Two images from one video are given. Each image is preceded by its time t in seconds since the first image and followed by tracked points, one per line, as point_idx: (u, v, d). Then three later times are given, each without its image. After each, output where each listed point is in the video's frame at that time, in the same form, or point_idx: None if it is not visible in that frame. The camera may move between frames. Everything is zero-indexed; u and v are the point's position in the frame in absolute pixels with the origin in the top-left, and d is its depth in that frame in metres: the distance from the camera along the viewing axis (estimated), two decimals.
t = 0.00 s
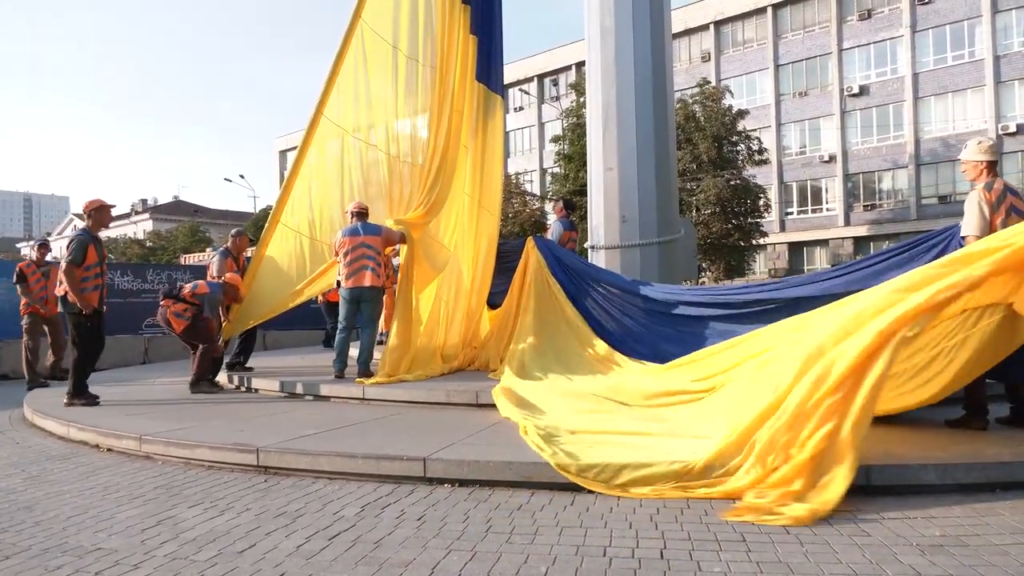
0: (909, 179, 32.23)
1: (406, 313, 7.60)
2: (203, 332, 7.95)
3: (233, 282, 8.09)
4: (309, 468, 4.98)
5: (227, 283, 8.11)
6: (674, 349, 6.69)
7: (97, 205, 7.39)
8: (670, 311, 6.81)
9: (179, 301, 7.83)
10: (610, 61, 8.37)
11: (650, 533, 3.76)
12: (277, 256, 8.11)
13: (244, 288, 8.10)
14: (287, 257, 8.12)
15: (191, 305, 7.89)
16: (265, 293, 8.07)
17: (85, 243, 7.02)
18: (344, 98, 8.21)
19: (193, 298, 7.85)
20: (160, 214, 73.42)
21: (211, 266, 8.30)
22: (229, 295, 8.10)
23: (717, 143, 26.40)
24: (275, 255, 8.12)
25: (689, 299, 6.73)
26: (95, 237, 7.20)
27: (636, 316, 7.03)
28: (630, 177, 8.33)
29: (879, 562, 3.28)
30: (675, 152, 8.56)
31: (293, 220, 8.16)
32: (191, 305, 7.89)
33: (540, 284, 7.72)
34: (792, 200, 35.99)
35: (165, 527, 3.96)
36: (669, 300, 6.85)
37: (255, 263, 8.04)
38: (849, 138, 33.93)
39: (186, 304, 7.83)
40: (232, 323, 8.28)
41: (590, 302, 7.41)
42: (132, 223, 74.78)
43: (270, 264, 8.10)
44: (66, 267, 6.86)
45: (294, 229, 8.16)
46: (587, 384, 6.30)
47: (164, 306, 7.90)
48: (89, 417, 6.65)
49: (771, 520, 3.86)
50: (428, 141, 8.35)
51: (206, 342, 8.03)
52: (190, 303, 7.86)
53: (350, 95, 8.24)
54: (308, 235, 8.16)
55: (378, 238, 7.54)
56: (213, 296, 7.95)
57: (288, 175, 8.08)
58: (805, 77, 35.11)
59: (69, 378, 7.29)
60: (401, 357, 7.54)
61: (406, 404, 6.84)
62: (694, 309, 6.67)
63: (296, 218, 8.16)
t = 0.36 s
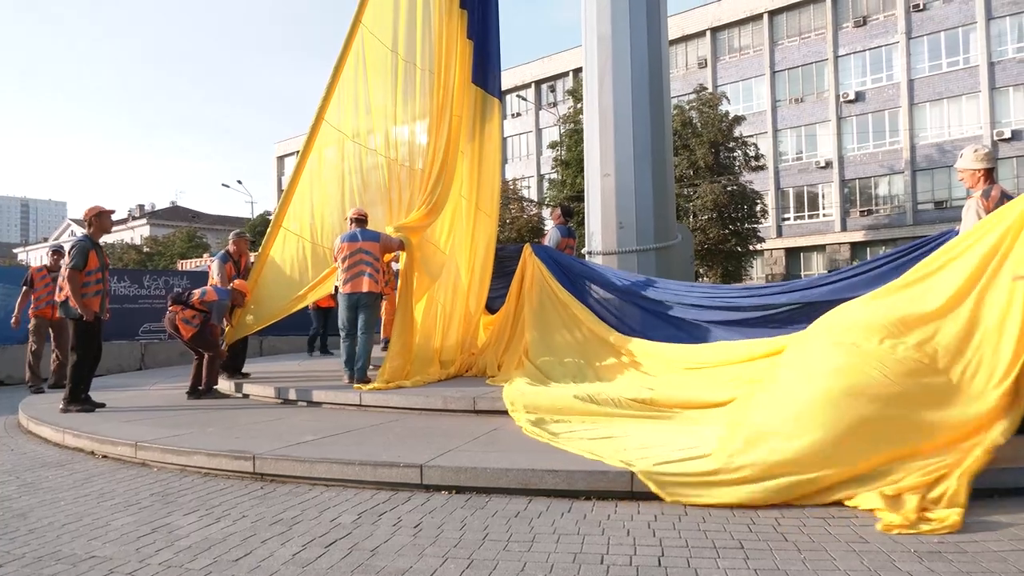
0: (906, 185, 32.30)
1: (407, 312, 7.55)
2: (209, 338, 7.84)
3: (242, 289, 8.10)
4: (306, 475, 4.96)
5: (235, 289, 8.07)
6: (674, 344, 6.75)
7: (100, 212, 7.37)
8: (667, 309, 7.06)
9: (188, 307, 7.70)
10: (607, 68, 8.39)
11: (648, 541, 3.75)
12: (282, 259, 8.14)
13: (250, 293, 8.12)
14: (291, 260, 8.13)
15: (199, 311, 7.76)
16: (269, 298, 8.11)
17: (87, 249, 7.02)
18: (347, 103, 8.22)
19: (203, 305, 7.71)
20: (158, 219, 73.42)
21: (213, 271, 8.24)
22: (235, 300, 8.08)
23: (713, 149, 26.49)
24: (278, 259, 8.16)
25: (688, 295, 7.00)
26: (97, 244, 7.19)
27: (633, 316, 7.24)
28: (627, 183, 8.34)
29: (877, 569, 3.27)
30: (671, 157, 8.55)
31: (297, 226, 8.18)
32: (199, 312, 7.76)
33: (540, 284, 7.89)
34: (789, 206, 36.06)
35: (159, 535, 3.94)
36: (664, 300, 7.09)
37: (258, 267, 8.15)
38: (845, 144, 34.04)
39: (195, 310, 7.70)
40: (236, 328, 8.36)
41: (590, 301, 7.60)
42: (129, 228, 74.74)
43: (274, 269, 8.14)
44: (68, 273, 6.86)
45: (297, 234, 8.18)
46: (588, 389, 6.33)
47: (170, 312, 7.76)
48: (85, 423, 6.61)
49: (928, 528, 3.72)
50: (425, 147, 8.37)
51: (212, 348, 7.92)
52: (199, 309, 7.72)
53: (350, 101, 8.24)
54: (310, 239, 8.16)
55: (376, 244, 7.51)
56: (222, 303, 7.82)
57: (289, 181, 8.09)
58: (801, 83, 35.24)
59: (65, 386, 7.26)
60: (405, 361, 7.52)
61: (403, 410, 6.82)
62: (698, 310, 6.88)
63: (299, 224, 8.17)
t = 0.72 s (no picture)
0: (901, 202, 32.45)
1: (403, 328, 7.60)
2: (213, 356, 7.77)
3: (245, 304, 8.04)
4: (302, 494, 4.92)
5: (238, 306, 7.99)
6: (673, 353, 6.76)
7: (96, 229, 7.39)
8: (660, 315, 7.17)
9: (192, 324, 7.64)
10: (603, 85, 8.46)
11: (645, 560, 3.72)
12: (282, 275, 8.13)
13: (252, 309, 8.09)
14: (291, 275, 8.13)
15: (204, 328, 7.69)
16: (271, 313, 8.09)
17: (85, 265, 7.00)
18: (350, 119, 8.24)
19: (208, 322, 7.64)
20: (156, 235, 73.56)
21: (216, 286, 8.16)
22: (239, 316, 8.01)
23: (710, 165, 26.64)
24: (279, 275, 8.15)
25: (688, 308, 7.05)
26: (94, 260, 7.19)
27: (630, 329, 7.27)
28: (624, 199, 8.37)
29: None
30: (668, 173, 8.59)
31: (298, 241, 8.18)
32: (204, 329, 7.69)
33: (538, 298, 7.89)
34: (785, 222, 36.18)
35: (154, 554, 3.91)
36: (664, 312, 7.17)
37: (259, 284, 8.11)
38: (841, 161, 34.23)
39: (199, 327, 7.64)
40: (238, 342, 8.29)
41: (588, 314, 7.63)
42: (126, 244, 74.73)
43: (274, 287, 8.12)
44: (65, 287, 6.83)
45: (299, 248, 8.18)
46: (586, 407, 6.37)
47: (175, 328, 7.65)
48: (80, 441, 6.58)
49: (997, 539, 3.78)
50: (423, 163, 8.45)
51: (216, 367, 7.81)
52: (204, 326, 7.66)
53: (352, 117, 8.26)
54: (312, 253, 8.18)
55: (370, 261, 7.50)
56: (226, 320, 7.74)
57: (293, 196, 8.09)
58: (797, 101, 35.49)
59: (60, 403, 7.21)
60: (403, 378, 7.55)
61: (400, 427, 6.78)
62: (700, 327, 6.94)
63: (301, 239, 8.19)
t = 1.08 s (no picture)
0: (896, 219, 32.60)
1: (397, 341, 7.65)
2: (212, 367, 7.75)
3: (243, 316, 8.05)
4: (296, 512, 4.88)
5: (235, 318, 7.99)
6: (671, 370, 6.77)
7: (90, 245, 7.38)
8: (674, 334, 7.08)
9: (189, 336, 7.62)
10: (600, 101, 8.49)
11: None
12: (284, 288, 8.12)
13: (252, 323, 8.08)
14: (290, 289, 8.13)
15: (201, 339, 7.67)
16: (272, 327, 8.08)
17: (79, 280, 6.96)
18: (350, 135, 8.36)
19: (204, 332, 7.61)
20: (152, 250, 73.51)
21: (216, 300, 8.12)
22: (237, 328, 8.03)
23: (705, 182, 26.78)
24: (279, 289, 8.15)
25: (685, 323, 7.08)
26: (89, 276, 7.17)
27: (628, 345, 7.29)
28: (619, 216, 8.41)
29: None
30: (664, 190, 8.64)
31: (299, 255, 8.20)
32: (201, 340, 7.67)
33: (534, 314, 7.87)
34: (781, 238, 36.32)
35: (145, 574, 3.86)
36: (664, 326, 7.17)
37: (261, 298, 8.11)
38: (836, 177, 34.41)
39: (197, 338, 7.60)
40: (241, 354, 8.21)
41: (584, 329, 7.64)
42: (122, 259, 74.62)
43: (274, 301, 8.12)
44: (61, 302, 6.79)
45: (299, 262, 8.19)
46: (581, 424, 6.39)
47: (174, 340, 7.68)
48: (72, 458, 6.52)
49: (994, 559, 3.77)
50: (419, 178, 8.40)
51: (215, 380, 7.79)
52: (200, 336, 7.63)
53: (351, 132, 8.38)
54: (312, 268, 8.19)
55: (364, 278, 7.49)
56: (223, 330, 7.66)
57: (294, 210, 8.18)
58: (791, 118, 35.74)
59: (52, 421, 7.15)
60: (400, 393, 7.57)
61: (395, 444, 6.74)
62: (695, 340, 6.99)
63: (302, 253, 8.20)
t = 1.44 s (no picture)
0: (890, 240, 32.77)
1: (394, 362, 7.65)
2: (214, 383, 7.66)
3: (244, 335, 7.93)
4: (289, 537, 4.82)
5: (237, 335, 7.89)
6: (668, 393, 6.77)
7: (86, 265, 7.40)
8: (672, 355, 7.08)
9: (190, 353, 7.55)
10: (595, 123, 8.55)
11: None
12: (284, 307, 8.16)
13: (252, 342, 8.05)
14: (291, 309, 8.15)
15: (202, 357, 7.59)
16: (271, 346, 8.07)
17: (75, 301, 6.95)
18: (350, 155, 8.44)
19: (205, 351, 7.51)
20: (147, 270, 73.43)
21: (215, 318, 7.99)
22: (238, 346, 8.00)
23: (701, 203, 26.91)
24: (280, 308, 8.17)
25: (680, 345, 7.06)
26: (85, 296, 7.15)
27: (625, 365, 7.30)
28: (615, 237, 8.42)
29: None
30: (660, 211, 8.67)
31: (300, 274, 8.25)
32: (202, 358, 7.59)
33: (528, 335, 7.84)
34: (776, 259, 36.44)
35: None
36: (658, 348, 7.19)
37: (262, 314, 8.12)
38: (829, 199, 34.65)
39: (198, 356, 7.53)
40: (241, 374, 8.14)
41: (579, 350, 7.64)
42: (117, 279, 74.50)
43: (275, 321, 8.13)
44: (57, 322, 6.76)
45: (300, 282, 8.23)
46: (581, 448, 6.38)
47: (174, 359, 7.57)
48: (62, 481, 6.44)
49: None
50: (412, 199, 8.37)
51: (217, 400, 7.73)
52: (201, 355, 7.55)
53: (351, 153, 8.45)
54: (312, 286, 8.22)
55: (365, 299, 7.47)
56: (225, 349, 7.59)
57: (295, 230, 8.23)
58: (784, 140, 36.05)
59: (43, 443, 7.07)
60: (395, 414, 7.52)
61: (390, 467, 6.68)
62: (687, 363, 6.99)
63: (301, 272, 8.24)
